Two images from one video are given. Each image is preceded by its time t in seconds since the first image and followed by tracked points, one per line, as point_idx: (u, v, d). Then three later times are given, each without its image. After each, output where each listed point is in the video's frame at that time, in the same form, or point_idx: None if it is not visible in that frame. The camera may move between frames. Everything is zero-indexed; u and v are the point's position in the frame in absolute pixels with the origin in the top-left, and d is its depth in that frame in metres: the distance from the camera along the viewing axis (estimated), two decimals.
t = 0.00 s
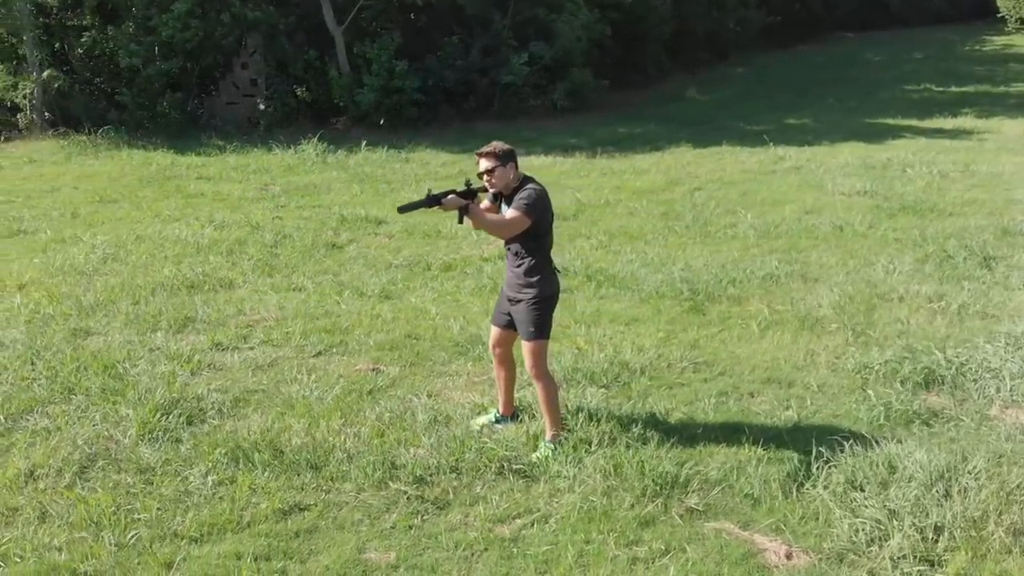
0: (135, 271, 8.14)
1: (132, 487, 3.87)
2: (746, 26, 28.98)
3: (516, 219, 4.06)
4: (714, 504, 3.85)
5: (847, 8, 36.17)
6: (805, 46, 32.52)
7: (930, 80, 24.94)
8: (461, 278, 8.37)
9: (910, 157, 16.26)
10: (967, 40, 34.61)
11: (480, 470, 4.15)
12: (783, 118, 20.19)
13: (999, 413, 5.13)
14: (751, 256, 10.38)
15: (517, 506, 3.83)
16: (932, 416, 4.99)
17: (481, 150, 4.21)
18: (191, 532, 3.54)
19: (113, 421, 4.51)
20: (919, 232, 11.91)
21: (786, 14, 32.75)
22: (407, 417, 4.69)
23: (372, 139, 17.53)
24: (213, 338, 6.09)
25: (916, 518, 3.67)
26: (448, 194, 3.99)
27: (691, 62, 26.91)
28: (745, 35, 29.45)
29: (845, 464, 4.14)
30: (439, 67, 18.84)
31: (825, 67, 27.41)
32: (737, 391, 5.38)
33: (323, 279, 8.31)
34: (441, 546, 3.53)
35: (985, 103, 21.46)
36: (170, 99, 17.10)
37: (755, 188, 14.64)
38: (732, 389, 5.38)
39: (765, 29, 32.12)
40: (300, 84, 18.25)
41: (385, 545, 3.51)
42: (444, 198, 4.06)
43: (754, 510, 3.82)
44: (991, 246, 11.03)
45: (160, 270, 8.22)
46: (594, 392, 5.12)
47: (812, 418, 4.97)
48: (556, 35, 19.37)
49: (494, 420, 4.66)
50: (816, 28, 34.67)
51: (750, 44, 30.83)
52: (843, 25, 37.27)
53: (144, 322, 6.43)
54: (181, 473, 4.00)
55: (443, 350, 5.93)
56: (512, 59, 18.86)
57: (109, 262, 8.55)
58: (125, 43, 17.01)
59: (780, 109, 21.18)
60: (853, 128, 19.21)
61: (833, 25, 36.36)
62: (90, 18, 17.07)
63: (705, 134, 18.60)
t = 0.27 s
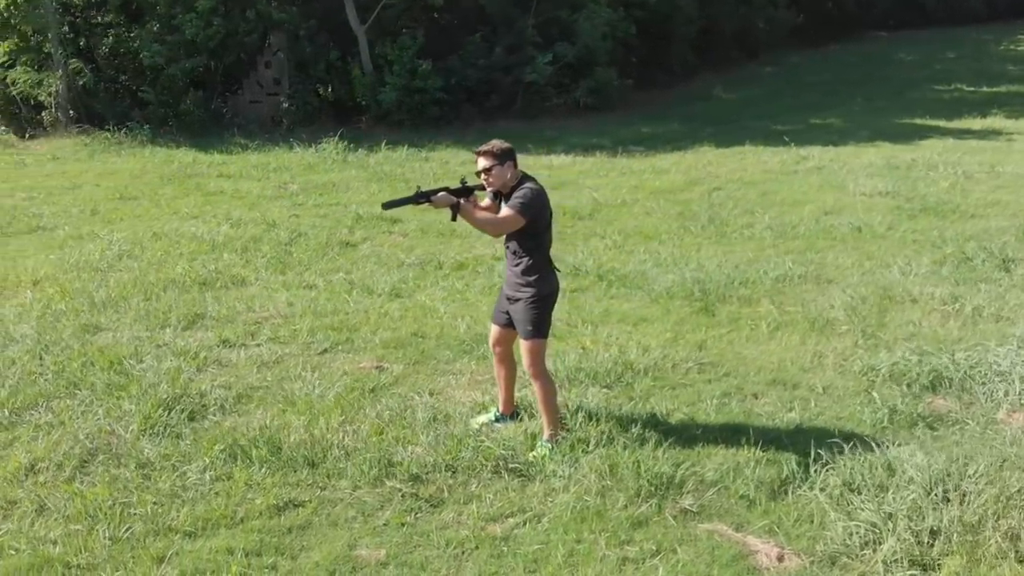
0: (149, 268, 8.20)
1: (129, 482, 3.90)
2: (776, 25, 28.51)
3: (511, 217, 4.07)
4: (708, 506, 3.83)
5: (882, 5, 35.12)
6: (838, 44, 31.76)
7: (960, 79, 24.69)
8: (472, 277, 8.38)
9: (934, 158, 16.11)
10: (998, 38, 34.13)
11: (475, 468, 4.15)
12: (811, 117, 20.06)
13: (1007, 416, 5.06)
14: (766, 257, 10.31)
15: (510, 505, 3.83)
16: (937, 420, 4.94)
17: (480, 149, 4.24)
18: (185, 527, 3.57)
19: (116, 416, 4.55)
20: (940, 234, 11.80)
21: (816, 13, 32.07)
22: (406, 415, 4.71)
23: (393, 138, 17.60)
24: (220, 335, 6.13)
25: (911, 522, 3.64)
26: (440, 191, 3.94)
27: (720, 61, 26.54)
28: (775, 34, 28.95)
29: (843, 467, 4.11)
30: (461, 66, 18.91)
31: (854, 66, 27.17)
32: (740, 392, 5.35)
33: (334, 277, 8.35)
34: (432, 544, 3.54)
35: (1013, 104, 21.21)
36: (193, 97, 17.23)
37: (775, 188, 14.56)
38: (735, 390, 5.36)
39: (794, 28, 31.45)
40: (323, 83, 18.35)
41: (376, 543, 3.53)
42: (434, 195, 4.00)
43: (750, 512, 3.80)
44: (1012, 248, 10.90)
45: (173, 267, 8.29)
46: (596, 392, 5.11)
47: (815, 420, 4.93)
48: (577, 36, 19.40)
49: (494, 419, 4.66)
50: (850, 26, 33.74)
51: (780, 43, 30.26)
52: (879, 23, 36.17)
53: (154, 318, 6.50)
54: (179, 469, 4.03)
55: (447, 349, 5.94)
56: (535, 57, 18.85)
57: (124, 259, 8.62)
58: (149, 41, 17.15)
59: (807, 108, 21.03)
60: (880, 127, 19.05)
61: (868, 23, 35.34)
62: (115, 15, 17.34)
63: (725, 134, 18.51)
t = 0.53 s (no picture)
0: (163, 267, 8.26)
1: (126, 479, 3.92)
2: (805, 25, 28.11)
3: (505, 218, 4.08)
4: (702, 511, 3.81)
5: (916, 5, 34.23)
6: (868, 45, 31.07)
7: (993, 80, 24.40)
8: (483, 278, 8.39)
9: (960, 160, 15.92)
10: None
11: (471, 471, 4.15)
12: (840, 118, 19.89)
13: (1014, 422, 4.98)
14: (782, 259, 10.22)
15: (503, 507, 3.83)
16: (943, 426, 4.87)
17: (476, 150, 4.27)
18: (179, 525, 3.59)
19: (118, 414, 4.58)
20: (961, 237, 11.65)
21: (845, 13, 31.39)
22: (405, 416, 4.71)
23: (414, 138, 17.65)
24: (227, 334, 6.16)
25: (907, 530, 3.60)
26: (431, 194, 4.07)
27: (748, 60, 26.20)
28: (804, 35, 28.50)
29: (842, 473, 4.07)
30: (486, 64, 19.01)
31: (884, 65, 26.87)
32: (744, 396, 5.30)
33: (346, 277, 8.37)
34: (423, 545, 3.54)
35: None
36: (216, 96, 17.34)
37: (796, 190, 14.45)
38: (739, 394, 5.31)
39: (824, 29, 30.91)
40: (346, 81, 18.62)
41: (366, 544, 3.53)
42: (429, 198, 4.11)
43: (744, 517, 3.78)
44: None
45: (185, 265, 8.35)
46: (598, 395, 5.09)
47: (818, 425, 4.88)
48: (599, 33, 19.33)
49: (493, 420, 4.66)
50: (882, 26, 33.07)
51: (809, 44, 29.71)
52: (914, 23, 35.23)
53: (164, 316, 6.55)
54: (176, 467, 4.05)
55: (453, 349, 5.94)
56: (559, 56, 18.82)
57: (140, 257, 8.69)
58: (173, 41, 17.28)
59: (835, 109, 20.85)
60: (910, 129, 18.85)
61: (902, 23, 34.45)
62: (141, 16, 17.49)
63: (747, 134, 18.40)
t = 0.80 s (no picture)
0: (180, 265, 8.34)
1: (125, 473, 3.96)
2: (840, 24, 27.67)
3: (505, 217, 4.08)
4: (697, 513, 3.79)
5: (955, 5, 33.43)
6: (906, 45, 30.37)
7: None
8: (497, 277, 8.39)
9: (990, 161, 15.70)
10: None
11: (468, 470, 4.15)
12: (873, 118, 19.63)
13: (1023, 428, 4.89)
14: (802, 260, 10.12)
15: (497, 507, 3.83)
16: (951, 430, 4.80)
17: (479, 148, 4.28)
18: (174, 520, 3.61)
19: (122, 409, 4.62)
20: (988, 239, 11.49)
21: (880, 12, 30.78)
22: (406, 415, 4.72)
23: (437, 136, 17.68)
24: (237, 331, 6.21)
25: (904, 535, 3.55)
26: (431, 189, 4.06)
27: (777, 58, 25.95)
28: (837, 35, 28.01)
29: (841, 478, 4.02)
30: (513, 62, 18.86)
31: (919, 63, 26.47)
32: (750, 398, 5.26)
33: (360, 275, 8.41)
34: (415, 544, 3.55)
35: None
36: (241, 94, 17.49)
37: (822, 190, 14.32)
38: (745, 396, 5.27)
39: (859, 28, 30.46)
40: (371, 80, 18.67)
41: (357, 542, 3.54)
42: (429, 194, 4.11)
43: (739, 520, 3.75)
44: None
45: (201, 263, 8.42)
46: (601, 396, 5.07)
47: (822, 429, 4.83)
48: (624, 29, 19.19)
49: (494, 420, 4.66)
50: (919, 24, 32.48)
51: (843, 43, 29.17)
52: (954, 22, 34.38)
53: (176, 312, 6.61)
54: (175, 463, 4.08)
55: (460, 349, 5.94)
56: (584, 53, 18.76)
57: (158, 254, 8.77)
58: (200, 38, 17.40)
59: (866, 108, 20.58)
60: (943, 129, 18.59)
61: (941, 21, 33.62)
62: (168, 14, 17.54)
63: (772, 134, 18.26)
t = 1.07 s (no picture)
0: (197, 262, 8.40)
1: (127, 469, 4.00)
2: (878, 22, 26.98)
3: (506, 216, 4.06)
4: (695, 516, 3.76)
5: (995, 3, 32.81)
6: (944, 43, 29.80)
7: None
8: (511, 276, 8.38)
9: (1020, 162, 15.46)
10: None
11: (467, 470, 4.15)
12: (904, 118, 19.35)
13: None
14: (823, 261, 10.02)
15: (494, 508, 3.82)
16: (959, 435, 4.74)
17: (482, 147, 4.26)
18: (173, 516, 3.64)
19: (128, 405, 4.66)
20: (1014, 242, 11.32)
21: (919, 11, 29.96)
22: (409, 413, 4.72)
23: (460, 135, 17.70)
24: (248, 329, 6.24)
25: (902, 542, 3.51)
26: (431, 187, 4.04)
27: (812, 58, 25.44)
28: (873, 34, 27.42)
29: (843, 482, 3.99)
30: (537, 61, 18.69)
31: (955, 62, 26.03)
32: (757, 400, 5.22)
33: (375, 274, 8.43)
34: (409, 543, 3.55)
35: None
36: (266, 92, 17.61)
37: (846, 191, 14.17)
38: (753, 398, 5.22)
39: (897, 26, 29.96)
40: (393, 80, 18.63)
41: (352, 540, 3.55)
42: (429, 192, 4.09)
43: (737, 524, 3.73)
44: None
45: (217, 260, 8.47)
46: (606, 397, 5.05)
47: (828, 432, 4.78)
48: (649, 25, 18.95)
49: (497, 420, 4.66)
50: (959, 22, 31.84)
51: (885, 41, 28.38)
52: (992, 20, 33.69)
53: (189, 309, 6.66)
54: (177, 459, 4.11)
55: (468, 348, 5.94)
56: (609, 48, 18.54)
57: (175, 251, 8.84)
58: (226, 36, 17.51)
59: (897, 108, 20.31)
60: (975, 129, 18.32)
61: (979, 20, 32.95)
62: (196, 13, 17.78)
63: (797, 133, 18.11)
